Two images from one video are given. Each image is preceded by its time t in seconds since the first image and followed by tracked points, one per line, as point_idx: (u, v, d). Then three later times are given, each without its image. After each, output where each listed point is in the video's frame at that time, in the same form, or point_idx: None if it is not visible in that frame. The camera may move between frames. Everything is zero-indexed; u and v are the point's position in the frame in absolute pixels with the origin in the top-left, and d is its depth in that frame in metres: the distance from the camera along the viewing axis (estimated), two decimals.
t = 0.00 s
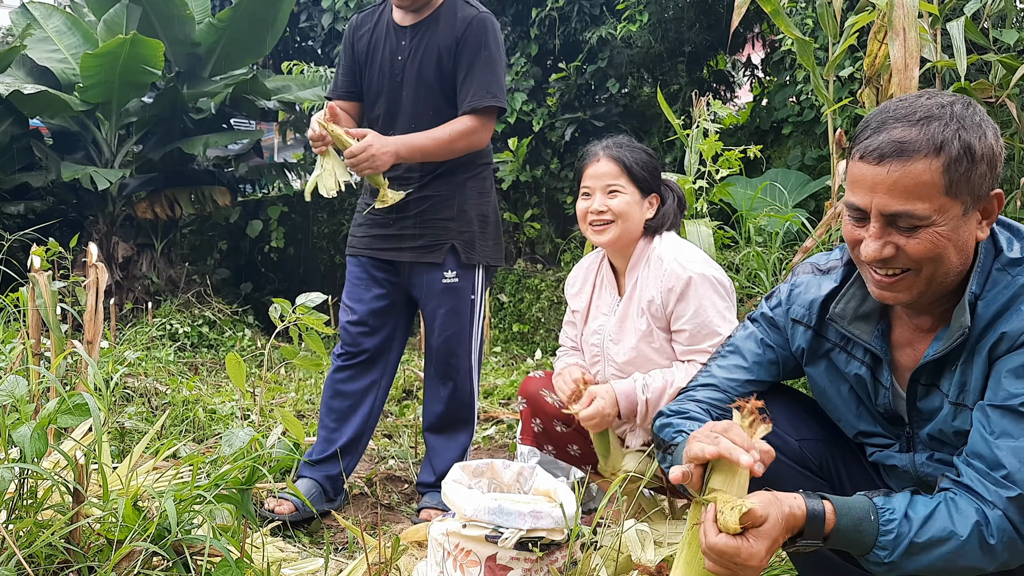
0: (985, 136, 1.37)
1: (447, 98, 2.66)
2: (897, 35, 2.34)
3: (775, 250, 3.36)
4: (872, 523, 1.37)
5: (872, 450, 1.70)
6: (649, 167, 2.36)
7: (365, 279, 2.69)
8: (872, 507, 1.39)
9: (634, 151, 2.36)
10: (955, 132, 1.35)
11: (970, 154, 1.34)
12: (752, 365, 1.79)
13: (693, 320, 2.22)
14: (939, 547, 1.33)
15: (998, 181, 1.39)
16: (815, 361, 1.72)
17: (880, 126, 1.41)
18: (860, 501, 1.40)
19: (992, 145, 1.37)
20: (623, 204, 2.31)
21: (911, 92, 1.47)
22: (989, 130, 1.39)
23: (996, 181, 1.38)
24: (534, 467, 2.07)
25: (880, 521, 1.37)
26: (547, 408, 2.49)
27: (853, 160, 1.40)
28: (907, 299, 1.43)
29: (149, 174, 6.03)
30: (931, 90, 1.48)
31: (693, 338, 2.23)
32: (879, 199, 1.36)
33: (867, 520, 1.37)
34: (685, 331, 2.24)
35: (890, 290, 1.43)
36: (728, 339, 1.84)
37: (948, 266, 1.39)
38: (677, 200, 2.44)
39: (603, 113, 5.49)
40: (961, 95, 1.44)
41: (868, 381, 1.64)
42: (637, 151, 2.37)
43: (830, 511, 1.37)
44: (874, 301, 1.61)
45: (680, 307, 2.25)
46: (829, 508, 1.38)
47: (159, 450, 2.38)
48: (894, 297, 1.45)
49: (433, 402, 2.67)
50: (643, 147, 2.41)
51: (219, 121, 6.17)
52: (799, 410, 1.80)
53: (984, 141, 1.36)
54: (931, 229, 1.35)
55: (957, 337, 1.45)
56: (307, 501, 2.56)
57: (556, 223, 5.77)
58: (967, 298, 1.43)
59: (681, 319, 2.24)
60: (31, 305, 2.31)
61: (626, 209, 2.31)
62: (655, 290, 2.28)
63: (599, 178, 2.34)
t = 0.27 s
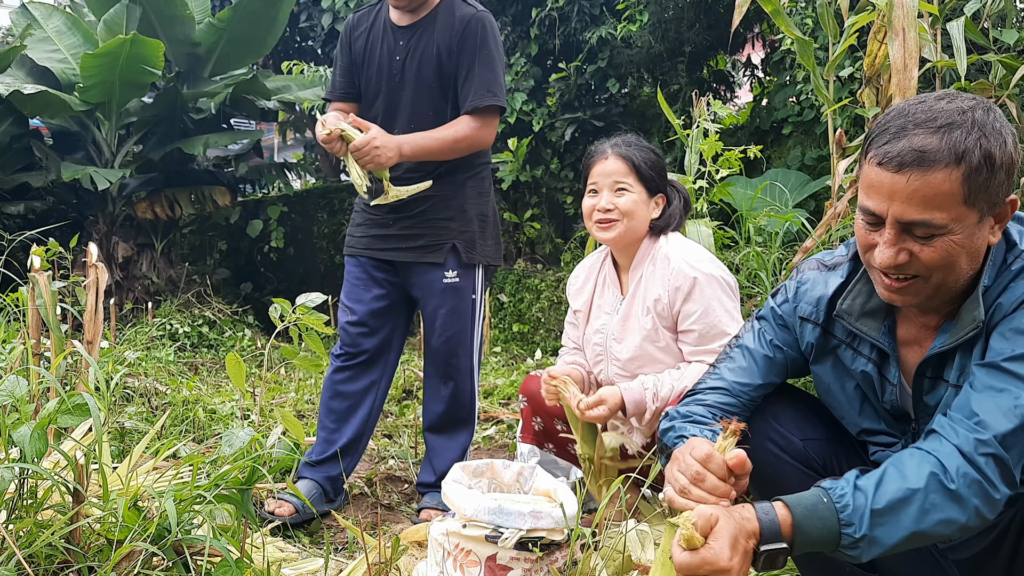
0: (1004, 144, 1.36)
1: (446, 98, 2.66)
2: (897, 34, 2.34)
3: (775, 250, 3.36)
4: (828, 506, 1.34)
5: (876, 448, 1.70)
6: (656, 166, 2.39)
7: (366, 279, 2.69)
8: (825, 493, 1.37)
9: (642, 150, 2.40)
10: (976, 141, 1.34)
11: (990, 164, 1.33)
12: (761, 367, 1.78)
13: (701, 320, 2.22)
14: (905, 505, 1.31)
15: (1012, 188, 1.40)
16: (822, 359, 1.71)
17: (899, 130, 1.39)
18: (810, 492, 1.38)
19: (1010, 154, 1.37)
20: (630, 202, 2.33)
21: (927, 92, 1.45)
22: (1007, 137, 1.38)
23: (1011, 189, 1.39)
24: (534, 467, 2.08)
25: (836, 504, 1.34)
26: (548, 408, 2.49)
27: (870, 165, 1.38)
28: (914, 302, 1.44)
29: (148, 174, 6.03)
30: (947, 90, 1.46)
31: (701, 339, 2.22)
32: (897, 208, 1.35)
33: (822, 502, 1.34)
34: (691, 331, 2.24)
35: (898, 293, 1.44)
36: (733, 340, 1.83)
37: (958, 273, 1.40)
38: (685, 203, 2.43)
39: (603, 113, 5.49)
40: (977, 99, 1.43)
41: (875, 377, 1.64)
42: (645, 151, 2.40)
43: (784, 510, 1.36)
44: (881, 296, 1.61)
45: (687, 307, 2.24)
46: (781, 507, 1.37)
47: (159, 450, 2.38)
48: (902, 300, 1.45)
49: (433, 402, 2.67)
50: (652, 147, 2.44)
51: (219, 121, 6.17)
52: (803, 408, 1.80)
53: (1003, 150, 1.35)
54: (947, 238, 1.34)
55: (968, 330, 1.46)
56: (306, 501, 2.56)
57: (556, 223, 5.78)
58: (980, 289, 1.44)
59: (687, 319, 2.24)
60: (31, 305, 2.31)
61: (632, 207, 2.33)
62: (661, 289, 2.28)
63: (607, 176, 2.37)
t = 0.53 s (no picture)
0: (1001, 138, 1.37)
1: (446, 99, 2.66)
2: (896, 34, 2.34)
3: (775, 250, 3.36)
4: (802, 502, 1.35)
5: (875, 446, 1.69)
6: (667, 167, 2.38)
7: (365, 280, 2.69)
8: (794, 487, 1.37)
9: (657, 149, 2.38)
10: (974, 136, 1.34)
11: (989, 158, 1.33)
12: (757, 365, 1.78)
13: (689, 316, 2.22)
14: (874, 475, 1.33)
15: (1010, 181, 1.40)
16: (818, 357, 1.71)
17: (896, 129, 1.38)
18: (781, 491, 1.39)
19: (1007, 148, 1.37)
20: (639, 199, 2.32)
21: (921, 89, 1.45)
22: (1003, 131, 1.38)
23: (1010, 182, 1.39)
24: (533, 468, 2.08)
25: (809, 498, 1.35)
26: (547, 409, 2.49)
27: (869, 165, 1.38)
28: (917, 299, 1.44)
29: (148, 174, 6.03)
30: (941, 86, 1.46)
31: (682, 333, 2.23)
32: (898, 206, 1.35)
33: (796, 498, 1.35)
34: (682, 325, 2.23)
35: (901, 291, 1.44)
36: (730, 339, 1.84)
37: (960, 269, 1.40)
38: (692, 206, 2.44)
39: (603, 113, 5.49)
40: (973, 94, 1.43)
41: (872, 375, 1.64)
42: (660, 151, 2.38)
43: (761, 518, 1.37)
44: (876, 294, 1.61)
45: (679, 304, 2.25)
46: (757, 518, 1.37)
47: (159, 450, 2.38)
48: (904, 298, 1.45)
49: (433, 402, 2.67)
50: (664, 147, 2.42)
51: (219, 121, 6.17)
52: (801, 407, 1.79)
53: (1001, 144, 1.36)
54: (949, 235, 1.34)
55: (959, 319, 1.46)
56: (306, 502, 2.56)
57: (556, 223, 5.78)
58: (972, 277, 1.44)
59: (676, 315, 2.24)
60: (31, 305, 2.31)
61: (641, 206, 2.32)
62: (658, 285, 2.29)
63: (618, 172, 2.35)
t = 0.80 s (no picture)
0: (1006, 142, 1.37)
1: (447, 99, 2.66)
2: (896, 35, 2.34)
3: (775, 250, 3.36)
4: (823, 569, 1.34)
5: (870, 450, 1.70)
6: (674, 165, 2.38)
7: (365, 279, 2.69)
8: (813, 553, 1.36)
9: (663, 149, 2.38)
10: (980, 140, 1.34)
11: (995, 162, 1.33)
12: (752, 366, 1.79)
13: (680, 312, 2.22)
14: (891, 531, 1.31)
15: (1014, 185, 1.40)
16: (814, 360, 1.71)
17: (902, 132, 1.38)
18: (800, 557, 1.37)
19: (1012, 151, 1.37)
20: (647, 197, 2.32)
21: (926, 92, 1.45)
22: (1008, 135, 1.38)
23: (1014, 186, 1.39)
24: (533, 468, 2.07)
25: (830, 564, 1.33)
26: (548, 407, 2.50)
27: (876, 168, 1.38)
28: (920, 304, 1.44)
29: (148, 174, 6.03)
30: (945, 89, 1.46)
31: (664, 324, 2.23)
32: (905, 210, 1.34)
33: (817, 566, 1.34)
34: (680, 317, 2.22)
35: (905, 295, 1.44)
36: (727, 339, 1.84)
37: (964, 274, 1.40)
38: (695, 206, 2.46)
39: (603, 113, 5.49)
40: (976, 98, 1.43)
41: (866, 379, 1.64)
42: (666, 150, 2.38)
43: None
44: (872, 298, 1.61)
45: (672, 299, 2.25)
46: None
47: (159, 450, 2.38)
48: (907, 301, 1.45)
49: (433, 403, 2.67)
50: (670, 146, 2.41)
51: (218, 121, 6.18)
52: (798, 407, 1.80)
53: (1007, 148, 1.36)
54: (955, 239, 1.34)
55: (961, 328, 1.45)
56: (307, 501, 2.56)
57: (556, 223, 5.79)
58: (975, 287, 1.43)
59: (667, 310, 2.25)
60: (31, 305, 2.31)
61: (648, 205, 2.32)
62: (653, 280, 2.29)
63: (626, 170, 2.34)
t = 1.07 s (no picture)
0: (1007, 149, 1.36)
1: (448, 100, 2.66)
2: (896, 35, 2.34)
3: (775, 250, 3.36)
4: None
5: (870, 452, 1.69)
6: (676, 165, 2.38)
7: (365, 279, 2.69)
8: None
9: (666, 148, 2.37)
10: (981, 147, 1.33)
11: (996, 170, 1.33)
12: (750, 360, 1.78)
13: (670, 307, 2.22)
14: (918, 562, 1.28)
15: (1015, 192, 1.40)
16: (811, 359, 1.72)
17: (903, 138, 1.38)
18: None
19: (1013, 158, 1.37)
20: (653, 199, 2.31)
21: (928, 95, 1.44)
22: (1010, 141, 1.38)
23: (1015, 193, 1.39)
24: (532, 468, 2.07)
25: None
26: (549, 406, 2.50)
27: (875, 175, 1.38)
28: (919, 308, 1.44)
29: (148, 174, 6.03)
30: (946, 92, 1.45)
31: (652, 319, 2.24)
32: (904, 217, 1.34)
33: None
34: (678, 312, 2.21)
35: (904, 300, 1.44)
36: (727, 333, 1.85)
37: (963, 280, 1.40)
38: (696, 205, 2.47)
39: (603, 113, 5.49)
40: (976, 102, 1.42)
41: (863, 380, 1.64)
42: (669, 149, 2.37)
43: None
44: (870, 299, 1.61)
45: (665, 295, 2.25)
46: None
47: (159, 450, 2.38)
48: (906, 306, 1.45)
49: (433, 403, 2.67)
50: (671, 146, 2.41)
51: (219, 121, 6.18)
52: (798, 405, 1.80)
53: (1008, 155, 1.35)
54: (954, 246, 1.34)
55: (960, 334, 1.44)
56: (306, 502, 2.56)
57: (556, 223, 5.79)
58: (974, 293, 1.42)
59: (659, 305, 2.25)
60: (31, 305, 2.31)
61: (654, 206, 2.32)
62: (648, 276, 2.30)
63: (631, 171, 2.33)
